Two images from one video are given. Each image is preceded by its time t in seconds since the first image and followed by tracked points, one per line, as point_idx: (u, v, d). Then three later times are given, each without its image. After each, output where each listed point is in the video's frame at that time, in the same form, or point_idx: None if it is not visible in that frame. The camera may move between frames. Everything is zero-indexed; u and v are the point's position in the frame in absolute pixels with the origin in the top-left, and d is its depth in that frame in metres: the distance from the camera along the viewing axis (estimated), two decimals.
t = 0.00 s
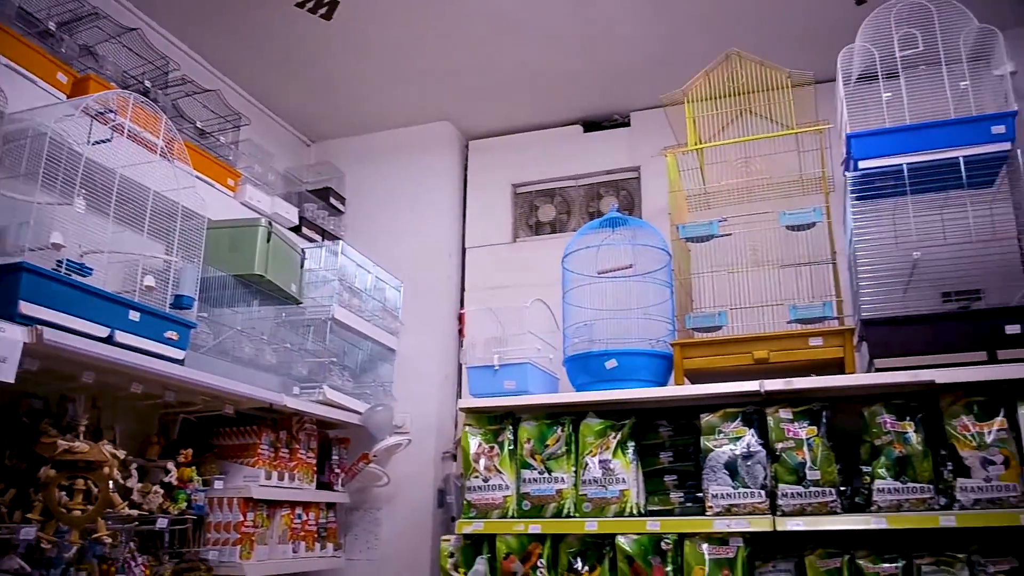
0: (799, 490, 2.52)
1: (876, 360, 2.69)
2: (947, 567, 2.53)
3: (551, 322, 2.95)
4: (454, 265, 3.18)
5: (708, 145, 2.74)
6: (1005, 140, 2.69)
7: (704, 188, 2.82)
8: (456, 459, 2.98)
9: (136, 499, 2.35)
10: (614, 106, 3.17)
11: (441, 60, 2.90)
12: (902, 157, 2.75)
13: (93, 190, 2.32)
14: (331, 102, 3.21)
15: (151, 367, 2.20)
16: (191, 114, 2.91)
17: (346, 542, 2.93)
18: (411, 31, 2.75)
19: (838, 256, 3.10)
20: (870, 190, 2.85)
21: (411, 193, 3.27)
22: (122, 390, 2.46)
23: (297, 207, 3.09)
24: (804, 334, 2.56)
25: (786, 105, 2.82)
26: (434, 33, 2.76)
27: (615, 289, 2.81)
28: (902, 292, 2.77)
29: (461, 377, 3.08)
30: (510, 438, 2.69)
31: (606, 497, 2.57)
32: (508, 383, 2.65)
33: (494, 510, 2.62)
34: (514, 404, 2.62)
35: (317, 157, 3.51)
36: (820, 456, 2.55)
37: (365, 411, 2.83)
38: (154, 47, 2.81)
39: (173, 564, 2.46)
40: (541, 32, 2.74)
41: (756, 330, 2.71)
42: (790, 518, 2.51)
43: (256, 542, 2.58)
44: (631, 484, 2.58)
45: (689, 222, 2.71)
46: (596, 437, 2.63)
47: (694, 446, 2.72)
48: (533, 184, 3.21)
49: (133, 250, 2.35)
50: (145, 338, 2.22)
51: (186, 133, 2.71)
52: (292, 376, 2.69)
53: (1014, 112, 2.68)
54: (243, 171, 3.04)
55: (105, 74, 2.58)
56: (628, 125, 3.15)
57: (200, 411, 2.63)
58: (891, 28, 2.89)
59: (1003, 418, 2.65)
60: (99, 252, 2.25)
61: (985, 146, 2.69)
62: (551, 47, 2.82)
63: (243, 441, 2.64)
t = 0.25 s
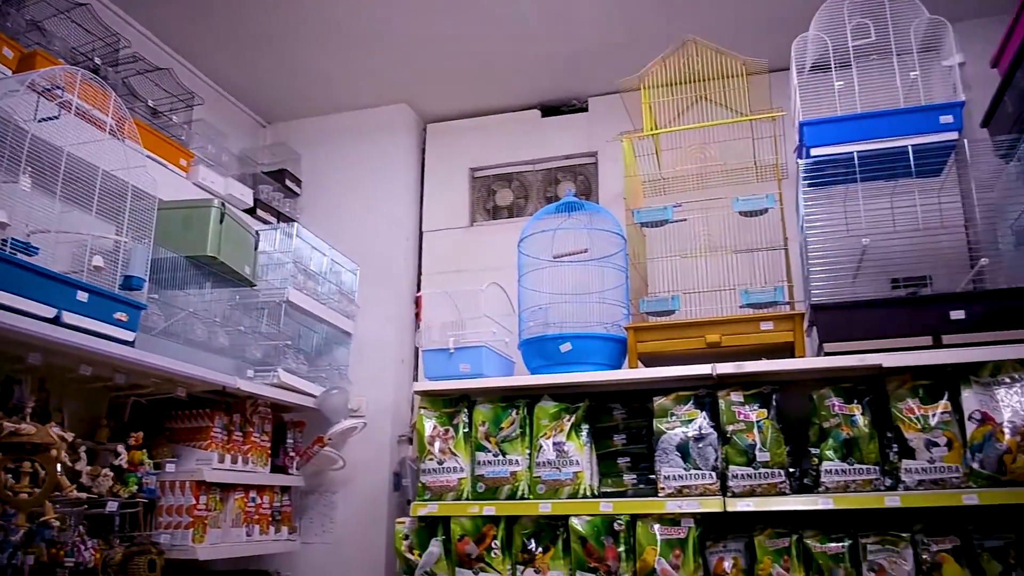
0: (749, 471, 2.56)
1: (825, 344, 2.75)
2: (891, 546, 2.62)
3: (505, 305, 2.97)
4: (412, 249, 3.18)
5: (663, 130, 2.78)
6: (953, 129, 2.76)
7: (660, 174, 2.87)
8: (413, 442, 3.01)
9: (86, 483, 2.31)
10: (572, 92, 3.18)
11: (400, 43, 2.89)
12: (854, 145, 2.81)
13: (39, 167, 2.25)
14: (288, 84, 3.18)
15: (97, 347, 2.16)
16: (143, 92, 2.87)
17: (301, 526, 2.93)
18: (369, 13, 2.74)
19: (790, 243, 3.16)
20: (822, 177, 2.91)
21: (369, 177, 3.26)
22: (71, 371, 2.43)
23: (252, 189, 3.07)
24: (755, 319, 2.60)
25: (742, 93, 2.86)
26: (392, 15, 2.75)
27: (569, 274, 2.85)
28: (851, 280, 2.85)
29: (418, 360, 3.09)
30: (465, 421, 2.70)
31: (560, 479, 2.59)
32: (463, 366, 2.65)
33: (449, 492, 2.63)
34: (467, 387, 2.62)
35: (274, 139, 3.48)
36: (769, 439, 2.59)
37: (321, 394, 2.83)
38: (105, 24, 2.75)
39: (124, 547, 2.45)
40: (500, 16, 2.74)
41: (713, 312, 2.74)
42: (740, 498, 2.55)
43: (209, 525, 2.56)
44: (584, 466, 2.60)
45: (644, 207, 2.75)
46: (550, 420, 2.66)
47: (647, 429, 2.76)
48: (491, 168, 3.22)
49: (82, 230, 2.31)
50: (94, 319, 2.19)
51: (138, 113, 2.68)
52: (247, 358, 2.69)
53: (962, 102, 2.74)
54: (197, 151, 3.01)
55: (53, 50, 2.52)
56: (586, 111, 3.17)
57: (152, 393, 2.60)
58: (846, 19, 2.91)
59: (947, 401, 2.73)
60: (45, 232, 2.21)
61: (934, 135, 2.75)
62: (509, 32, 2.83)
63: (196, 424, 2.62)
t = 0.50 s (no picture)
0: (705, 443, 2.60)
1: (782, 319, 2.80)
2: (844, 517, 2.68)
3: (468, 280, 3.00)
4: (374, 224, 3.18)
5: (626, 108, 2.76)
6: (909, 110, 2.79)
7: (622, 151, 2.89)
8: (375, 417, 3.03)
9: (41, 456, 2.29)
10: (538, 68, 3.18)
11: (363, 16, 2.87)
12: (813, 124, 2.83)
13: None
14: (249, 55, 3.14)
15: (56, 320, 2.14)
16: (99, 61, 2.81)
17: (262, 499, 2.94)
18: None
19: (750, 220, 3.20)
20: (782, 154, 2.93)
21: (332, 151, 3.26)
22: (26, 343, 2.41)
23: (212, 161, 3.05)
24: (713, 294, 2.63)
25: (703, 70, 2.85)
26: None
27: (530, 248, 2.85)
28: (808, 258, 2.94)
29: (380, 334, 3.10)
30: (425, 394, 2.71)
31: (519, 451, 2.62)
32: (424, 340, 2.66)
33: (409, 465, 2.64)
34: (428, 360, 2.64)
35: (234, 110, 3.45)
36: (726, 412, 2.64)
37: (282, 367, 2.83)
38: None
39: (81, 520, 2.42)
40: None
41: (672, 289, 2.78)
42: (696, 470, 2.59)
43: (168, 498, 2.55)
44: (544, 439, 2.63)
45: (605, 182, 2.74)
46: (510, 393, 2.68)
47: (606, 403, 2.79)
48: (454, 142, 3.22)
49: (36, 200, 2.28)
50: (49, 290, 2.15)
51: (94, 82, 2.64)
52: (205, 332, 2.69)
53: (919, 83, 2.76)
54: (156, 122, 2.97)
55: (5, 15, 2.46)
56: (550, 87, 3.17)
57: (109, 366, 2.59)
58: None
59: (900, 375, 2.79)
60: None
61: (892, 115, 2.78)
62: (473, 6, 2.81)
63: (155, 397, 2.60)
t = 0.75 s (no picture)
0: (670, 414, 2.64)
1: (747, 292, 2.83)
2: (805, 487, 2.72)
3: (438, 250, 3.01)
4: (344, 193, 3.17)
5: (596, 79, 2.78)
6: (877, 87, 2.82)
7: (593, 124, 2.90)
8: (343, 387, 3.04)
9: (4, 420, 2.27)
10: (510, 38, 3.17)
11: None
12: (784, 99, 2.87)
13: None
14: (217, 21, 3.10)
15: (22, 284, 2.12)
16: (63, 22, 2.76)
17: (230, 468, 2.95)
18: None
19: (718, 194, 3.23)
20: (751, 129, 2.96)
21: (301, 120, 3.23)
22: None
23: (178, 126, 3.01)
24: (680, 267, 2.65)
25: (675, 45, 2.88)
26: None
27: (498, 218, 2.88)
28: (775, 232, 2.97)
29: (349, 304, 3.11)
30: (393, 362, 2.72)
31: (487, 420, 2.63)
32: (392, 309, 2.68)
33: (377, 434, 2.65)
34: (397, 329, 2.66)
35: (201, 77, 3.41)
36: (691, 383, 2.67)
37: (249, 336, 2.84)
38: None
39: (46, 487, 2.42)
40: None
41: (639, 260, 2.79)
42: (661, 440, 2.63)
43: (134, 466, 2.55)
44: (511, 408, 2.65)
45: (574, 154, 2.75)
46: (478, 363, 2.69)
47: (574, 373, 2.81)
48: (425, 112, 3.21)
49: None
50: (11, 253, 2.13)
51: (57, 45, 2.60)
52: (172, 299, 2.70)
53: (887, 60, 2.80)
54: (122, 87, 2.93)
55: None
56: (521, 58, 3.17)
57: (75, 331, 2.57)
58: None
59: (862, 348, 2.85)
60: None
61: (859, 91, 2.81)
62: None
63: (122, 364, 2.58)
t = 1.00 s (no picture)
0: (654, 381, 2.66)
1: (730, 261, 2.85)
2: (785, 453, 2.75)
3: (422, 218, 3.02)
4: (328, 162, 3.17)
5: (582, 46, 2.76)
6: (860, 57, 2.82)
7: (577, 92, 2.89)
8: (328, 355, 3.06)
9: None
10: (494, 7, 3.15)
11: None
12: (767, 68, 2.86)
13: None
14: None
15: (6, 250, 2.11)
16: None
17: (215, 436, 2.97)
18: None
19: (702, 164, 3.24)
20: (736, 98, 2.96)
21: (284, 88, 3.22)
22: None
23: (159, 94, 2.99)
24: (664, 236, 2.66)
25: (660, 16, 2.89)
26: None
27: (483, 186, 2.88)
28: (759, 203, 2.97)
29: (334, 273, 3.12)
30: (378, 330, 2.73)
31: (471, 387, 2.65)
32: (377, 276, 2.68)
33: (362, 401, 2.67)
34: (382, 296, 2.67)
35: (183, 45, 3.38)
36: (674, 350, 2.69)
37: (233, 305, 2.86)
38: None
39: (31, 454, 2.40)
40: None
41: (623, 229, 2.81)
42: (644, 407, 2.66)
43: (119, 433, 2.56)
44: (495, 375, 2.66)
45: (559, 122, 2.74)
46: (463, 331, 2.71)
47: (558, 341, 2.83)
48: (409, 81, 3.20)
49: None
50: None
51: (36, 9, 2.58)
52: (155, 267, 2.70)
53: (870, 31, 2.80)
54: (102, 54, 2.91)
55: None
56: (506, 27, 3.15)
57: (57, 299, 2.57)
58: None
59: (843, 317, 2.87)
60: None
61: (843, 61, 2.81)
62: None
63: (106, 332, 2.58)
